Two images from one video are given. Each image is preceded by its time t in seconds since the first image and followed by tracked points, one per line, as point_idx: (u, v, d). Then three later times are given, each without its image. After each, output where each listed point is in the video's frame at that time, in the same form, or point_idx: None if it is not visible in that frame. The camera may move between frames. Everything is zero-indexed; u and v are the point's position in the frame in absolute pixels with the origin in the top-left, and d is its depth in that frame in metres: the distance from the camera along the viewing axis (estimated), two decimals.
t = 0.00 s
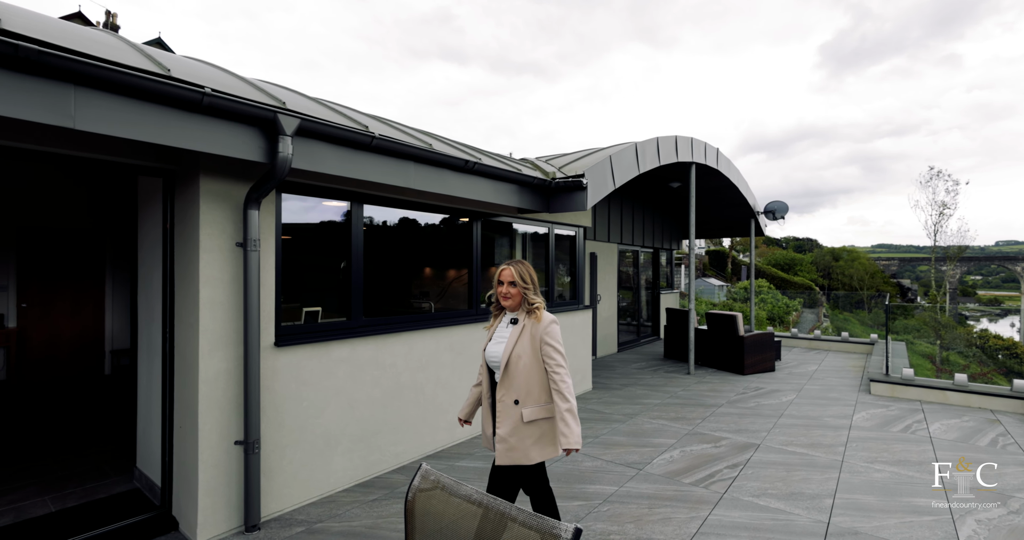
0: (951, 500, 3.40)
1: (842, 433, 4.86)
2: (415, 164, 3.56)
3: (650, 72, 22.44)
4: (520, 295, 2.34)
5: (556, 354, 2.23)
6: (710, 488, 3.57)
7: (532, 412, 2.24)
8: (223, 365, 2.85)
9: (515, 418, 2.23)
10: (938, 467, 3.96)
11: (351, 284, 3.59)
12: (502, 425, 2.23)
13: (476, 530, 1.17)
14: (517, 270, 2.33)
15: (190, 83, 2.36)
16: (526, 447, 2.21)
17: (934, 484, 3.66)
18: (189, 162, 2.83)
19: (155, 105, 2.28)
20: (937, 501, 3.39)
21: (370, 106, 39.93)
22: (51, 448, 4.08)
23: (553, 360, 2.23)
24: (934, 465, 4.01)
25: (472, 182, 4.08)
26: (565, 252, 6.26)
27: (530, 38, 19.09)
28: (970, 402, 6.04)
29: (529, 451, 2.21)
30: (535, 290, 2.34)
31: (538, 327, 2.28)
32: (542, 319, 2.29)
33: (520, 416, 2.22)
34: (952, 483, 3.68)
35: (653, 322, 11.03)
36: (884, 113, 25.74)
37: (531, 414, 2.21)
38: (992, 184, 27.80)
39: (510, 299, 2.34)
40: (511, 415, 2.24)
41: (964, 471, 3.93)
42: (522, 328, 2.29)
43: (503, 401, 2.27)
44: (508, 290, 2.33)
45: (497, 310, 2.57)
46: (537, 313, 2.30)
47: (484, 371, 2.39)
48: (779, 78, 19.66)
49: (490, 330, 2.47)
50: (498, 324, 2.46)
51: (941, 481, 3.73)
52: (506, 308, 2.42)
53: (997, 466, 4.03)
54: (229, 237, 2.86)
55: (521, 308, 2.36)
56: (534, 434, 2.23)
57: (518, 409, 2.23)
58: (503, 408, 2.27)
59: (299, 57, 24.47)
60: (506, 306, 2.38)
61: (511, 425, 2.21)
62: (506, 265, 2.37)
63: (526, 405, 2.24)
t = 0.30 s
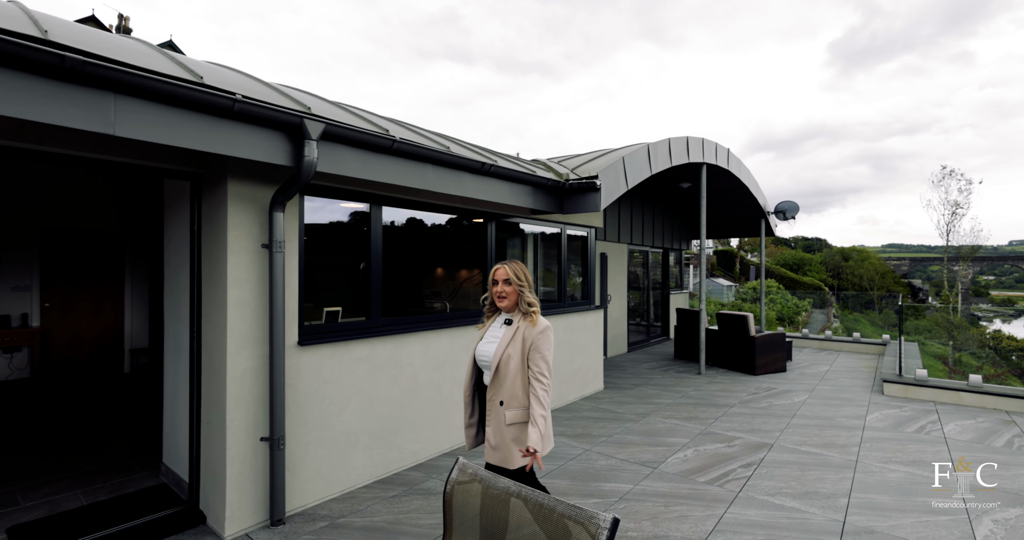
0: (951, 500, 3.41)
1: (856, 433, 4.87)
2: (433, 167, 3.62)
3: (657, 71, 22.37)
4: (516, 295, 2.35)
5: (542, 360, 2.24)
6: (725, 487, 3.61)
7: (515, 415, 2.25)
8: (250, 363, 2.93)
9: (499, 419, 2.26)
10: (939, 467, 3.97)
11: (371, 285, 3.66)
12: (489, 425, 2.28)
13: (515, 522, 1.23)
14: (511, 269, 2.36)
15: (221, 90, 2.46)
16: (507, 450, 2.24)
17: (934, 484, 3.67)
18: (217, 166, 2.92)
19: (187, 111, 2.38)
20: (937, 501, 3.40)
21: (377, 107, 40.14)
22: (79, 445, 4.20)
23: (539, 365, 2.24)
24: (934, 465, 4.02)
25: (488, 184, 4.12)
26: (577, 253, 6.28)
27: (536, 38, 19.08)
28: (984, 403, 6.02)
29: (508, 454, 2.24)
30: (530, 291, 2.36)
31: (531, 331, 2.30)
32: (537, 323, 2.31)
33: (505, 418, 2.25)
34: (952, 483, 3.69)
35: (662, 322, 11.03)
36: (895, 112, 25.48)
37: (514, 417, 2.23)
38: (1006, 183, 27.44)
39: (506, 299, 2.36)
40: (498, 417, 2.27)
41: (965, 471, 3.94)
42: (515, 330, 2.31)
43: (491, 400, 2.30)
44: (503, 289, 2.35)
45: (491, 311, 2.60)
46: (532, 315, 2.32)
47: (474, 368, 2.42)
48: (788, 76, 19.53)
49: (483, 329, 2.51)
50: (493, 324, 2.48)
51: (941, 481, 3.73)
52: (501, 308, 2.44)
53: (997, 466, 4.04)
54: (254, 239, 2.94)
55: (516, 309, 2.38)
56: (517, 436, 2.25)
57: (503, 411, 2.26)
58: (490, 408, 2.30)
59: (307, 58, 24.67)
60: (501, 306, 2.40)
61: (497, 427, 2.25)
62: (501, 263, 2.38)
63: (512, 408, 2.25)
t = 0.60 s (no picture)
0: (950, 500, 3.40)
1: (870, 433, 4.87)
2: (451, 168, 3.67)
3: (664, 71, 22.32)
4: (514, 291, 2.44)
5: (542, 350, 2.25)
6: (740, 485, 3.64)
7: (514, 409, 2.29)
8: (276, 361, 3.01)
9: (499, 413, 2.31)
10: (938, 467, 3.97)
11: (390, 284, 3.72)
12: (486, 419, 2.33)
13: (555, 514, 1.28)
14: (506, 267, 2.46)
15: (251, 96, 2.54)
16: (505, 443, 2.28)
17: (933, 483, 3.67)
18: (244, 169, 3.00)
19: (218, 116, 2.45)
20: (937, 501, 3.39)
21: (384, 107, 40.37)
22: (106, 441, 4.31)
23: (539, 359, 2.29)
24: (933, 465, 4.03)
25: (504, 186, 4.17)
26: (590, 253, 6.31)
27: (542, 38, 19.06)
28: (1000, 403, 5.98)
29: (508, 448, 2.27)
30: (527, 287, 2.43)
31: (530, 325, 2.34)
32: (537, 317, 2.37)
33: (502, 412, 2.30)
34: (952, 483, 3.70)
35: (671, 321, 11.03)
36: (906, 110, 25.25)
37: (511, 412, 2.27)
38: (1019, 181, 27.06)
39: (504, 296, 2.45)
40: (495, 412, 2.32)
41: (964, 471, 3.95)
42: (515, 325, 2.38)
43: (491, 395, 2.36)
44: (501, 286, 2.45)
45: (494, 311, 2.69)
46: (532, 309, 2.39)
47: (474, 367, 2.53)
48: (796, 75, 19.42)
49: (484, 329, 2.60)
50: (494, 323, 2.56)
51: (940, 481, 3.73)
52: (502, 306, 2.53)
53: (997, 466, 4.04)
54: (280, 239, 3.01)
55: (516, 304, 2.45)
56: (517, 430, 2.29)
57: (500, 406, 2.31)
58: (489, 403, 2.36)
59: (314, 59, 24.89)
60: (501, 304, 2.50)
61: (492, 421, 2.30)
62: (498, 263, 2.50)
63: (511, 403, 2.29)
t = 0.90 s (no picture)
0: (951, 500, 3.41)
1: (883, 433, 4.90)
2: (472, 172, 3.75)
3: (670, 70, 22.29)
4: (515, 292, 2.53)
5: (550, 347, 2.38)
6: (757, 483, 3.69)
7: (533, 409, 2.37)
8: (305, 361, 3.09)
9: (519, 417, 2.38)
10: (938, 467, 3.99)
11: (411, 284, 3.81)
12: (510, 425, 2.37)
13: (597, 507, 1.35)
14: (508, 269, 2.54)
15: (285, 104, 2.63)
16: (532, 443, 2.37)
17: (934, 484, 3.68)
18: (274, 173, 3.09)
19: (254, 123, 2.54)
20: (937, 501, 3.40)
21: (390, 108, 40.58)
22: (133, 438, 4.41)
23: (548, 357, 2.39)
24: (934, 464, 4.05)
25: (522, 189, 4.25)
26: (603, 255, 6.36)
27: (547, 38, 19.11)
28: (1012, 403, 6.01)
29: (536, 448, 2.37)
30: (528, 288, 2.53)
31: (534, 323, 2.46)
32: (537, 314, 2.47)
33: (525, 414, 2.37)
34: (952, 483, 3.71)
35: (681, 322, 11.05)
36: (913, 109, 25.10)
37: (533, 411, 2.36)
38: None
39: (507, 297, 2.53)
40: (517, 415, 2.38)
41: (964, 471, 3.97)
42: (519, 326, 2.46)
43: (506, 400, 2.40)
44: (503, 289, 2.52)
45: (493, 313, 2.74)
46: (532, 309, 2.48)
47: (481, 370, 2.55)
48: (803, 74, 19.36)
49: (487, 332, 2.64)
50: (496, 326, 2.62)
51: (941, 481, 3.75)
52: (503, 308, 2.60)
53: (997, 466, 4.05)
54: (308, 241, 3.11)
55: (517, 305, 2.54)
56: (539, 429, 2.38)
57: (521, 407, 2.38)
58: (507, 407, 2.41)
59: (321, 60, 25.09)
60: (503, 306, 2.57)
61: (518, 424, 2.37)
62: (497, 266, 2.56)
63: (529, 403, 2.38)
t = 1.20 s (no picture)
0: (951, 500, 3.40)
1: (893, 431, 4.96)
2: (492, 174, 3.84)
3: (673, 70, 22.29)
4: (510, 295, 2.57)
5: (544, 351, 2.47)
6: (771, 479, 3.77)
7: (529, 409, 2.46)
8: (332, 358, 3.18)
9: (517, 418, 2.43)
10: (938, 467, 3.99)
11: (432, 284, 3.90)
12: (507, 426, 2.41)
13: (633, 496, 1.43)
14: (504, 272, 2.57)
15: (318, 110, 2.72)
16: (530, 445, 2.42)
17: (934, 483, 3.67)
18: (302, 177, 3.18)
19: (288, 128, 2.64)
20: (938, 501, 3.39)
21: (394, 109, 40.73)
22: (157, 436, 4.51)
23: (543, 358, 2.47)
24: (934, 464, 4.03)
25: (539, 191, 4.34)
26: (614, 256, 6.44)
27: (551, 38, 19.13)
28: (1020, 402, 6.01)
29: (534, 449, 2.42)
30: (522, 291, 2.57)
31: (529, 327, 2.50)
32: (532, 319, 2.51)
33: (523, 414, 2.43)
34: (952, 483, 3.70)
35: (688, 322, 11.10)
36: (918, 109, 25.02)
37: (531, 411, 2.44)
38: None
39: (501, 300, 2.57)
40: (514, 416, 2.43)
41: (964, 471, 3.95)
42: (514, 329, 2.51)
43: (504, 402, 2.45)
44: (497, 292, 2.56)
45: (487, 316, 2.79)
46: (527, 313, 2.52)
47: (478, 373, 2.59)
48: (807, 74, 19.35)
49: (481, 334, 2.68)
50: (490, 329, 2.66)
51: (941, 481, 3.73)
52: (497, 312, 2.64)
53: (997, 466, 4.04)
54: (335, 243, 3.20)
55: (511, 309, 2.59)
56: (535, 429, 2.45)
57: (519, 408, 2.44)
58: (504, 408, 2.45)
59: (326, 60, 25.23)
60: (497, 308, 2.61)
61: (516, 424, 2.42)
62: (492, 269, 2.60)
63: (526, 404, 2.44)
